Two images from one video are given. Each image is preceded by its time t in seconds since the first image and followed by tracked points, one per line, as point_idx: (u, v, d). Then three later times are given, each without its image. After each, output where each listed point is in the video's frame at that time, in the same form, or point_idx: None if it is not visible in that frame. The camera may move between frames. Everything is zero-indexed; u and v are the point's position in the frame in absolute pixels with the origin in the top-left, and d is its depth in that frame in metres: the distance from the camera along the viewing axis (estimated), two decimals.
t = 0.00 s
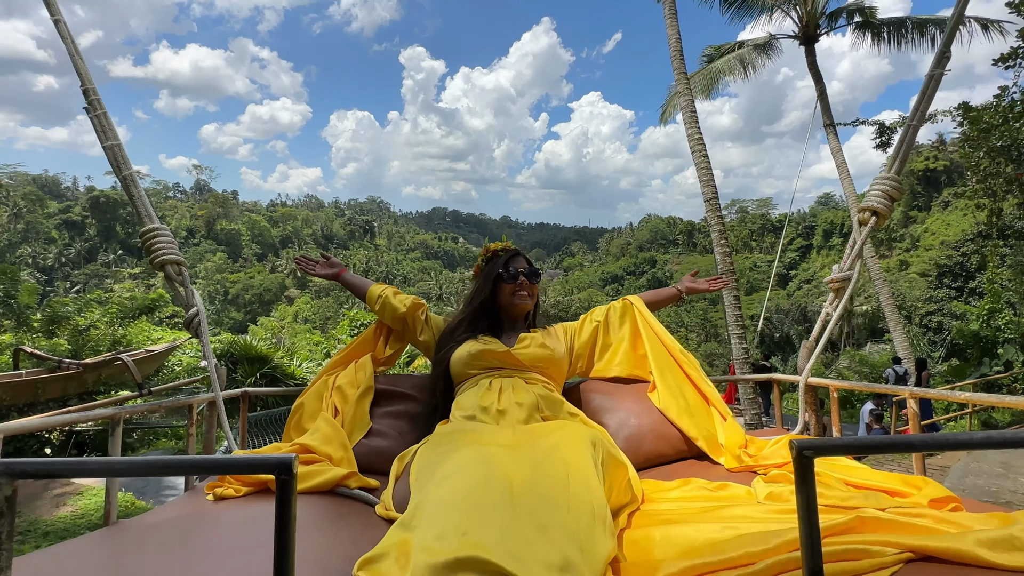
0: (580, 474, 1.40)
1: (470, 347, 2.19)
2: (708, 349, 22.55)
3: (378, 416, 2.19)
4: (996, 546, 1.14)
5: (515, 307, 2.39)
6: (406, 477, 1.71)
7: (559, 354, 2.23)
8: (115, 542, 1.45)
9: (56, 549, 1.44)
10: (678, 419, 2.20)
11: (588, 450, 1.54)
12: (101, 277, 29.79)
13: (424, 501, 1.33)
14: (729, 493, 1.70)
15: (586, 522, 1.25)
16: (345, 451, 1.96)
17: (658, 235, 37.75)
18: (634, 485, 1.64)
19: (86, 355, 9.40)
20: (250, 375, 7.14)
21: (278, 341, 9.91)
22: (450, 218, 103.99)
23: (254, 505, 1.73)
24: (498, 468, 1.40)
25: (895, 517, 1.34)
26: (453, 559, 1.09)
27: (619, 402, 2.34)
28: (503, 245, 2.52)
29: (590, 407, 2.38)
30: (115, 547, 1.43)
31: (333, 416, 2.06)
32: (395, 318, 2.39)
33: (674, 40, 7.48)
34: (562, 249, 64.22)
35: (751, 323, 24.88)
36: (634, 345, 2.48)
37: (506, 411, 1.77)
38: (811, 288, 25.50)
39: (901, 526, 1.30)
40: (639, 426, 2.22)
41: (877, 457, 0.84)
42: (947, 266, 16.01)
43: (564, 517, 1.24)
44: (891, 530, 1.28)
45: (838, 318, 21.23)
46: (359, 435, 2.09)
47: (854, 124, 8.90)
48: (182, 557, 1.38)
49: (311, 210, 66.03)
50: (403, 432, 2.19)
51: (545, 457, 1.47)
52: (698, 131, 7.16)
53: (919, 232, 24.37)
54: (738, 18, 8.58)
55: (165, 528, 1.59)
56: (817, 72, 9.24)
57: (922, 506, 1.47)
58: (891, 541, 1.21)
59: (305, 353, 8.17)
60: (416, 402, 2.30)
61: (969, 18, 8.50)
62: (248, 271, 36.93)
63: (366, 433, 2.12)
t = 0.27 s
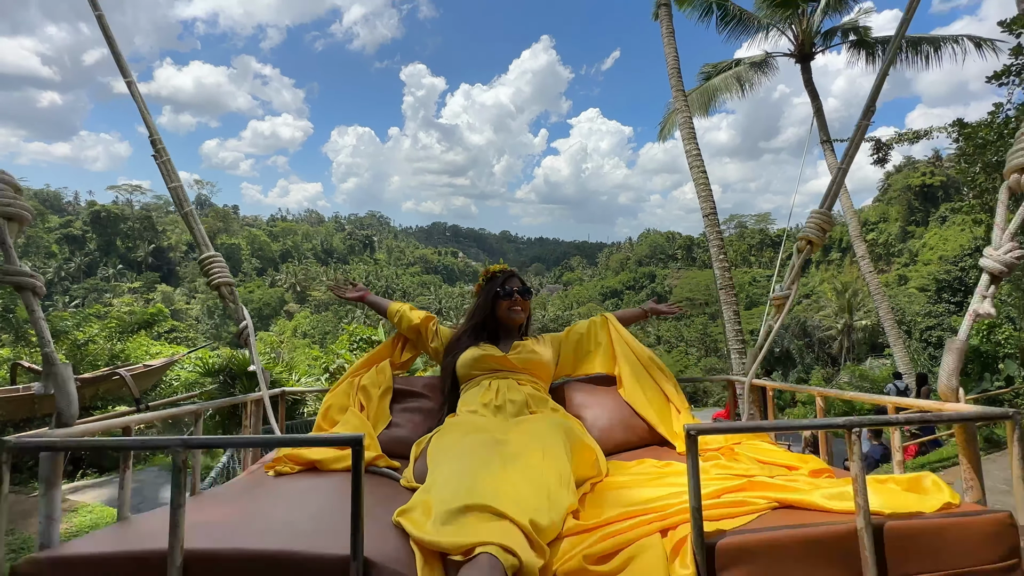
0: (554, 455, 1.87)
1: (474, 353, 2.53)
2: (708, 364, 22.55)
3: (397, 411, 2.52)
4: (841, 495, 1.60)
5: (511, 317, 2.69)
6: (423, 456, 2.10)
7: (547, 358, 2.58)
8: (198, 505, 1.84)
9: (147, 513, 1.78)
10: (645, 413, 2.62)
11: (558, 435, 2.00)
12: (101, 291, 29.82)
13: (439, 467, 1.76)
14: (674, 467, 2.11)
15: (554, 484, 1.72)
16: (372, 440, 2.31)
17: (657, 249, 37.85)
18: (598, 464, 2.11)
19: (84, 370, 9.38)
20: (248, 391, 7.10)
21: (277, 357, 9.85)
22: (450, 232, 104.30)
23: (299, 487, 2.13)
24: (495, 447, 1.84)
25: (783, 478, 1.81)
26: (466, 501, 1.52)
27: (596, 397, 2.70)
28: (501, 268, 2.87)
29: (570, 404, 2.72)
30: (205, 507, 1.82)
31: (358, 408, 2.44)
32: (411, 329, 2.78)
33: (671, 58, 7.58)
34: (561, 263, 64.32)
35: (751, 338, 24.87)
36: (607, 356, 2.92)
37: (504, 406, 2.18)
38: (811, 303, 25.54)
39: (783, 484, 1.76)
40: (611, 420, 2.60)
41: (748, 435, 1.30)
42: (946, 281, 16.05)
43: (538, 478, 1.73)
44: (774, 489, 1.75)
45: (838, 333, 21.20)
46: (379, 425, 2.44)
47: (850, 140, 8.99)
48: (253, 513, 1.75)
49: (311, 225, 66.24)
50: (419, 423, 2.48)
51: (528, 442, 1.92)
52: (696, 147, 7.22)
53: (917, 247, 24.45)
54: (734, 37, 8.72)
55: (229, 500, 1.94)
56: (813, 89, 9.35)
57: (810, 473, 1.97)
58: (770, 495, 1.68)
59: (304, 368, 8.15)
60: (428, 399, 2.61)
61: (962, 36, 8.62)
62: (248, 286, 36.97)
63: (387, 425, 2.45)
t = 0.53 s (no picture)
0: (536, 434, 2.29)
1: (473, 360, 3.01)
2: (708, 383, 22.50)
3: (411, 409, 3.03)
4: (738, 471, 2.15)
5: (503, 330, 3.18)
6: (437, 444, 2.52)
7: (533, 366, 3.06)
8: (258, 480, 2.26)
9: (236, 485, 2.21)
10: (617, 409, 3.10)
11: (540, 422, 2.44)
12: (99, 308, 29.76)
13: (447, 448, 2.20)
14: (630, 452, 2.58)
15: (534, 454, 2.17)
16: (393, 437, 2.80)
17: (657, 268, 37.89)
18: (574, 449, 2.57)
19: (80, 388, 9.31)
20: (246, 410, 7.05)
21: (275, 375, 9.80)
22: (449, 250, 104.53)
23: (335, 466, 2.54)
24: (489, 430, 2.26)
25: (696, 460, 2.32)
26: (468, 472, 1.97)
27: (576, 396, 3.17)
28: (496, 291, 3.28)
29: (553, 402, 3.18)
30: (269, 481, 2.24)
31: (380, 405, 2.97)
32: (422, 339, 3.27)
33: (669, 80, 7.70)
34: (560, 281, 64.32)
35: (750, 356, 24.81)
36: (587, 359, 3.34)
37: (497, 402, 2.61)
38: (810, 321, 25.53)
39: (698, 464, 2.28)
40: (589, 415, 3.09)
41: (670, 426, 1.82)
42: (945, 299, 16.06)
43: (522, 449, 2.15)
44: (693, 468, 2.26)
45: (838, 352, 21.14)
46: (399, 420, 2.96)
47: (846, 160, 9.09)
48: (309, 484, 2.16)
49: (311, 243, 66.36)
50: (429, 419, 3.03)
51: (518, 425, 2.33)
52: (694, 166, 7.30)
53: (916, 266, 24.52)
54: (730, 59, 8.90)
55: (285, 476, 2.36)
56: (809, 110, 9.48)
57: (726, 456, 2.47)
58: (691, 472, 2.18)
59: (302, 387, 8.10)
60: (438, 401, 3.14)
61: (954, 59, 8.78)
62: (247, 303, 36.92)
63: (405, 420, 3.00)
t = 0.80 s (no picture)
0: (524, 430, 2.69)
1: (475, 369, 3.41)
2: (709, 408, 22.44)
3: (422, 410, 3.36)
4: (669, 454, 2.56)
5: (499, 344, 3.57)
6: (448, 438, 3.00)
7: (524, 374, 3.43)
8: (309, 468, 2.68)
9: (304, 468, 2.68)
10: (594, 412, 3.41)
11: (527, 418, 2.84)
12: (96, 332, 29.65)
13: (455, 442, 2.63)
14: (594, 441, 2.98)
15: (521, 443, 2.58)
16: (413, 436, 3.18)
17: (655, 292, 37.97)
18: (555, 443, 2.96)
19: (75, 413, 9.20)
20: (242, 435, 6.96)
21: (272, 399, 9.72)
22: (448, 274, 104.71)
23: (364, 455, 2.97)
24: (488, 427, 2.69)
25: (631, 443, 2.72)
26: (471, 458, 2.39)
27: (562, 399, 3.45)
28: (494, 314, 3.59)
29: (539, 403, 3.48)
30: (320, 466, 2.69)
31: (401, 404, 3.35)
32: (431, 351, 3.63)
33: (666, 107, 7.83)
34: (559, 305, 64.32)
35: (751, 381, 24.70)
36: (568, 371, 3.66)
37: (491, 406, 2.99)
38: (810, 346, 25.49)
39: (636, 448, 2.66)
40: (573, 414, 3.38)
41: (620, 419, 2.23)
42: (943, 324, 16.08)
43: (512, 440, 2.56)
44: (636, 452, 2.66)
45: (839, 376, 21.05)
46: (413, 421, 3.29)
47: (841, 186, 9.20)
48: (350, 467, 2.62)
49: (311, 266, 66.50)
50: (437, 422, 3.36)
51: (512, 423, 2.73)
52: (692, 192, 7.37)
53: (913, 290, 24.63)
54: (725, 87, 9.09)
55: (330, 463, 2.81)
56: (804, 137, 9.62)
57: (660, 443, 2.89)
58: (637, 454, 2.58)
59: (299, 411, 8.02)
60: (442, 403, 3.48)
61: (945, 88, 8.96)
62: (245, 326, 36.81)
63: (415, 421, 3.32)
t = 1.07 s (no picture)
0: (518, 428, 2.92)
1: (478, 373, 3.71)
2: (709, 430, 22.28)
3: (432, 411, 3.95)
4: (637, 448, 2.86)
5: (496, 352, 3.87)
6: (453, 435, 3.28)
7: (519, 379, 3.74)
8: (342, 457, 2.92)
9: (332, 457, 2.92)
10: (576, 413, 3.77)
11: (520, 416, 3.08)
12: (93, 352, 29.49)
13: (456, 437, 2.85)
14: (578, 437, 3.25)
15: (515, 437, 2.82)
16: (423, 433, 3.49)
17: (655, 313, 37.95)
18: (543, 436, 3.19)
19: (69, 434, 9.10)
20: (238, 457, 6.89)
21: (270, 420, 9.65)
22: (448, 294, 104.74)
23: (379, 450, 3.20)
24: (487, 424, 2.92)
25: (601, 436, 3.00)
26: (471, 451, 2.62)
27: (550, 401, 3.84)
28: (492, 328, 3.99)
29: (529, 405, 3.86)
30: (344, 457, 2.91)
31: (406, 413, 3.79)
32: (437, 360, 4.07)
33: (663, 131, 7.93)
34: (559, 326, 64.20)
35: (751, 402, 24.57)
36: (556, 377, 3.98)
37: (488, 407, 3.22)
38: (810, 367, 25.41)
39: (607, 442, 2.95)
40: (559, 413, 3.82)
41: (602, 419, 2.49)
42: (943, 345, 16.07)
43: (507, 434, 2.80)
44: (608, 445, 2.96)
45: (840, 398, 20.94)
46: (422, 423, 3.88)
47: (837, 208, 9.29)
48: (370, 458, 2.85)
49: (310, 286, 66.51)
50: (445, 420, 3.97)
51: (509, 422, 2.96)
52: (689, 213, 7.43)
53: (912, 311, 24.66)
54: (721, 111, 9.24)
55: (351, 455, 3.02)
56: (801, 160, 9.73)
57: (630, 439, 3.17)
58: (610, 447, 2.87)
59: (296, 433, 7.95)
60: (449, 404, 4.01)
61: (937, 112, 9.10)
62: (243, 347, 36.63)
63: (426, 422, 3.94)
